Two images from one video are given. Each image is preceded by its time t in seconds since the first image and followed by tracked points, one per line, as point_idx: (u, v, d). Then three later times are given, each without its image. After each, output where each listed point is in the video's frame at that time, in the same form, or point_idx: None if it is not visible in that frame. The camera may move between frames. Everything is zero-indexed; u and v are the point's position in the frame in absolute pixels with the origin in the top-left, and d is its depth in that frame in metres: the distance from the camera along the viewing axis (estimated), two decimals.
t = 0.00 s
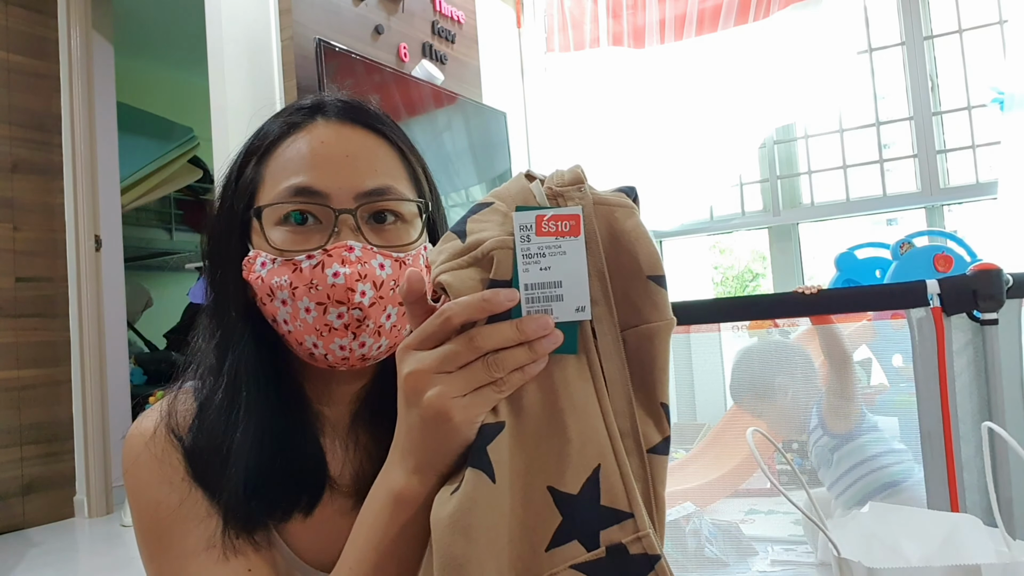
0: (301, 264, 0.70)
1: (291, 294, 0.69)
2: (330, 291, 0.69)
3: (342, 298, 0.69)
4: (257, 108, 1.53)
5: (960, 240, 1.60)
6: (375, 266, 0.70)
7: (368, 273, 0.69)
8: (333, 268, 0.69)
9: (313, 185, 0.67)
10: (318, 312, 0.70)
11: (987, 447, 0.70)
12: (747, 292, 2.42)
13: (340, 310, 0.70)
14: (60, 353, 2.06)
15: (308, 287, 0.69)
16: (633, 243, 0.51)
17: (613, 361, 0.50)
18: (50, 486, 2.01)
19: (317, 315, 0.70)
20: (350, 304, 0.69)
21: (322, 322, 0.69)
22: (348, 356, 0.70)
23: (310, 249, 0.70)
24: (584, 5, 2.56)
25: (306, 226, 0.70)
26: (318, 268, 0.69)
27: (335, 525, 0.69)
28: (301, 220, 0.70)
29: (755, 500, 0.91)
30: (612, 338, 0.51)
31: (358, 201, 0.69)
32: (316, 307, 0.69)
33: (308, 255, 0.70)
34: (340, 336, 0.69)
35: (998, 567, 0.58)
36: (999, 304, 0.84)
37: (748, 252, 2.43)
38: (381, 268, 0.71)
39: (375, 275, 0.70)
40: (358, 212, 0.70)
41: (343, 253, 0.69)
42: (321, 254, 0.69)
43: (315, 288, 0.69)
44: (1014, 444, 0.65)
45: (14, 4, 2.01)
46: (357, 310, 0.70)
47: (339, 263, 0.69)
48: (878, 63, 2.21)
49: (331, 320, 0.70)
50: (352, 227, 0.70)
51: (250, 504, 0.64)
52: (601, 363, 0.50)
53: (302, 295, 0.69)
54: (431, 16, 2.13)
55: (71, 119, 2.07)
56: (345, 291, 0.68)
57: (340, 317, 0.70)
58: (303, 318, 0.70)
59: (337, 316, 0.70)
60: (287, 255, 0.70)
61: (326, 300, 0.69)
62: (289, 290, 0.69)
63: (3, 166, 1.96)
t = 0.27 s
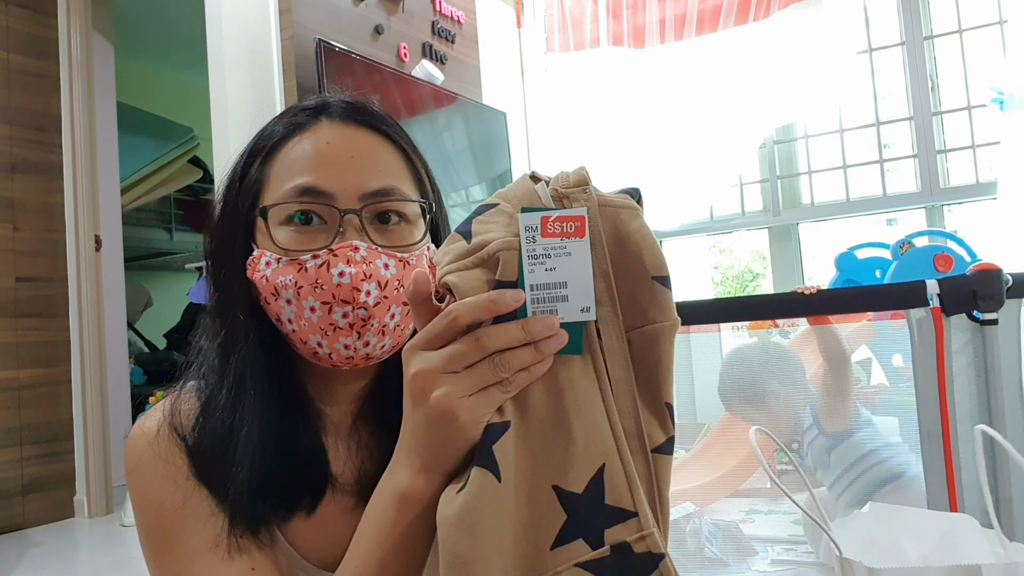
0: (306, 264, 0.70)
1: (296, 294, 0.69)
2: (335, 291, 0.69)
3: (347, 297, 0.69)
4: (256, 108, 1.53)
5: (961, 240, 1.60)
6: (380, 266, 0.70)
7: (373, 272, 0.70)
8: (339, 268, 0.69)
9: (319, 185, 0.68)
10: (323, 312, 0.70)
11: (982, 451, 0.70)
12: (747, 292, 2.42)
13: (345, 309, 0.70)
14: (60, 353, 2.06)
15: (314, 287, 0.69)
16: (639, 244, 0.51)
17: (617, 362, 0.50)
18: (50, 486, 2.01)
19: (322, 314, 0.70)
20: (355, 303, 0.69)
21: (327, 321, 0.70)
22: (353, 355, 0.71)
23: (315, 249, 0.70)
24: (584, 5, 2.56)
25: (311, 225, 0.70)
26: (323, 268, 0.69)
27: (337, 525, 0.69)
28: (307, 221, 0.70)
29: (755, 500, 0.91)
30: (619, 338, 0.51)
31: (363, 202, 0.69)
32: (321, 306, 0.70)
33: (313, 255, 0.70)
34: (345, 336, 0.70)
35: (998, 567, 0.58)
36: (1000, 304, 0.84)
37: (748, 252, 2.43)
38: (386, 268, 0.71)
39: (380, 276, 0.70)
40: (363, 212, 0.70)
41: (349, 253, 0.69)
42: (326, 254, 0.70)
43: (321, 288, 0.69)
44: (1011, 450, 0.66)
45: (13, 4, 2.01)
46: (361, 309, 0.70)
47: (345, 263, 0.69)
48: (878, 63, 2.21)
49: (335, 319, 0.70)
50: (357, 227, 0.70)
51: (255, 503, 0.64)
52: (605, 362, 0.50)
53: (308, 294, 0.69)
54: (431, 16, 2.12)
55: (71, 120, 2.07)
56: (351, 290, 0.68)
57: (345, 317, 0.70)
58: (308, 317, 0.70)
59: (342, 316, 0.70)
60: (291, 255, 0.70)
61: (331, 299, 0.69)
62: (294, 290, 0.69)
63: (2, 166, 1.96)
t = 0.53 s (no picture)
0: (306, 277, 0.70)
1: (297, 307, 0.70)
2: (335, 307, 0.70)
3: (348, 315, 0.71)
4: (257, 108, 1.53)
5: (960, 240, 1.60)
6: (380, 281, 0.71)
7: (374, 289, 0.70)
8: (339, 285, 0.70)
9: (318, 199, 0.64)
10: (323, 326, 0.71)
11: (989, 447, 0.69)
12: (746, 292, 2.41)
13: (345, 325, 0.71)
14: (60, 353, 2.06)
15: (314, 301, 0.70)
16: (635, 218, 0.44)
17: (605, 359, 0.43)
18: (50, 485, 2.01)
19: (322, 328, 0.71)
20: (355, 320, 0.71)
21: (327, 335, 0.71)
22: (353, 365, 0.72)
23: (315, 264, 0.70)
24: (583, 5, 2.56)
25: (311, 239, 0.68)
26: (324, 284, 0.70)
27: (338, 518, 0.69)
28: (307, 233, 0.68)
29: (755, 500, 0.91)
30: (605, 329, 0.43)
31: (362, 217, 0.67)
32: (321, 321, 0.70)
33: (313, 270, 0.70)
34: (344, 349, 0.71)
35: (999, 568, 0.59)
36: (1000, 305, 0.84)
37: (748, 252, 2.43)
38: (386, 283, 0.71)
39: (380, 291, 0.71)
40: (363, 226, 0.67)
41: (350, 270, 0.70)
42: (326, 270, 0.70)
43: (321, 303, 0.70)
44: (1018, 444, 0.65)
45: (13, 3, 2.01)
46: (362, 325, 0.72)
47: (345, 280, 0.70)
48: (878, 64, 2.21)
49: (335, 334, 0.71)
50: (357, 242, 0.69)
51: (254, 505, 0.64)
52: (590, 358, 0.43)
53: (308, 308, 0.70)
54: (431, 16, 2.12)
55: (71, 120, 2.07)
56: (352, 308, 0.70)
57: (345, 333, 0.71)
58: (308, 329, 0.71)
59: (342, 331, 0.71)
60: (291, 268, 0.69)
61: (332, 315, 0.70)
62: (294, 303, 0.69)
63: (3, 166, 1.96)
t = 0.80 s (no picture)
0: (327, 302, 0.60)
1: (313, 331, 0.60)
2: (354, 338, 0.61)
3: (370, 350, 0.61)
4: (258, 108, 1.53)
5: (961, 240, 1.60)
6: (401, 314, 0.60)
7: (395, 325, 0.60)
8: (361, 318, 0.60)
9: (345, 228, 0.55)
10: (338, 350, 0.61)
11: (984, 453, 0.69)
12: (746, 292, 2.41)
13: (361, 354, 0.62)
14: (60, 354, 2.06)
15: (332, 328, 0.60)
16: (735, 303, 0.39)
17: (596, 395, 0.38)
18: (49, 486, 2.01)
19: (337, 352, 0.61)
20: (373, 351, 0.62)
21: (341, 360, 0.62)
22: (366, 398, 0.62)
23: (338, 288, 0.59)
24: (583, 5, 2.62)
25: (331, 262, 0.57)
26: (346, 312, 0.61)
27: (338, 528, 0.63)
28: (326, 260, 0.57)
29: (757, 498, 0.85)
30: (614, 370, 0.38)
31: (390, 253, 0.57)
32: (338, 347, 0.61)
33: (335, 295, 0.60)
34: (357, 375, 0.62)
35: (1001, 567, 0.60)
36: (1000, 304, 0.85)
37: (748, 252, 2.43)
38: (407, 315, 0.60)
39: (401, 325, 0.60)
40: (394, 262, 0.57)
41: (373, 303, 0.59)
42: (350, 300, 0.60)
43: (340, 331, 0.60)
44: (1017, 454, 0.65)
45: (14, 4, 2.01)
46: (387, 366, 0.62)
47: (367, 313, 0.60)
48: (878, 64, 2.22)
49: (349, 362, 0.62)
50: (382, 274, 0.57)
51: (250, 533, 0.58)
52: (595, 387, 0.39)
53: (325, 333, 0.60)
54: (431, 16, 2.13)
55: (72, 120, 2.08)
56: (372, 342, 0.60)
57: (360, 360, 0.62)
58: (320, 353, 0.61)
59: (357, 359, 0.62)
60: (314, 292, 0.58)
61: (349, 346, 0.61)
62: (311, 326, 0.59)
63: (3, 166, 1.96)
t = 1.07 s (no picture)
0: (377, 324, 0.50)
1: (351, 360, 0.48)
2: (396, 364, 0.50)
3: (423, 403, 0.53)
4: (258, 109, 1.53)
5: (961, 240, 1.60)
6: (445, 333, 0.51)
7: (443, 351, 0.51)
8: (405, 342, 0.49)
9: (404, 248, 0.50)
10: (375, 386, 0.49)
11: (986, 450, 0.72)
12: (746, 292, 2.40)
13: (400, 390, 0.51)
14: (60, 354, 2.06)
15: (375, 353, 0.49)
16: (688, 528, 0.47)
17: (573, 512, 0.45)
18: (50, 485, 2.01)
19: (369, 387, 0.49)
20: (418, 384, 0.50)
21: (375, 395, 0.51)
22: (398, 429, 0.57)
23: (389, 309, 0.50)
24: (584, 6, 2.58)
25: (382, 285, 0.50)
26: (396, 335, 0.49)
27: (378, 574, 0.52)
28: (377, 279, 0.50)
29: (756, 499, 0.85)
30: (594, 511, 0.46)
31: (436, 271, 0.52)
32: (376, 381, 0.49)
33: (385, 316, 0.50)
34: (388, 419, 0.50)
35: (997, 567, 0.59)
36: (1002, 304, 0.85)
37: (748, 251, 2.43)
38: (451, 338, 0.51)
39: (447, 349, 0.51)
40: (437, 286, 0.52)
41: (423, 324, 0.50)
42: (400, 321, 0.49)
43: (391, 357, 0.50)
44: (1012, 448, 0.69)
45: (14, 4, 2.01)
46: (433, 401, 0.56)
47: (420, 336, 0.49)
48: (878, 64, 2.21)
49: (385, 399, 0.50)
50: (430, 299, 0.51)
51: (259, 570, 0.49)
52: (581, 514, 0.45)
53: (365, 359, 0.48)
54: (431, 16, 2.12)
55: (72, 120, 2.08)
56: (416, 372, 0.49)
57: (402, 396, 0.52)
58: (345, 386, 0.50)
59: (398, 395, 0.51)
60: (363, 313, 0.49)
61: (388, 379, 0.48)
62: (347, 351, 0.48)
63: (3, 166, 1.96)
